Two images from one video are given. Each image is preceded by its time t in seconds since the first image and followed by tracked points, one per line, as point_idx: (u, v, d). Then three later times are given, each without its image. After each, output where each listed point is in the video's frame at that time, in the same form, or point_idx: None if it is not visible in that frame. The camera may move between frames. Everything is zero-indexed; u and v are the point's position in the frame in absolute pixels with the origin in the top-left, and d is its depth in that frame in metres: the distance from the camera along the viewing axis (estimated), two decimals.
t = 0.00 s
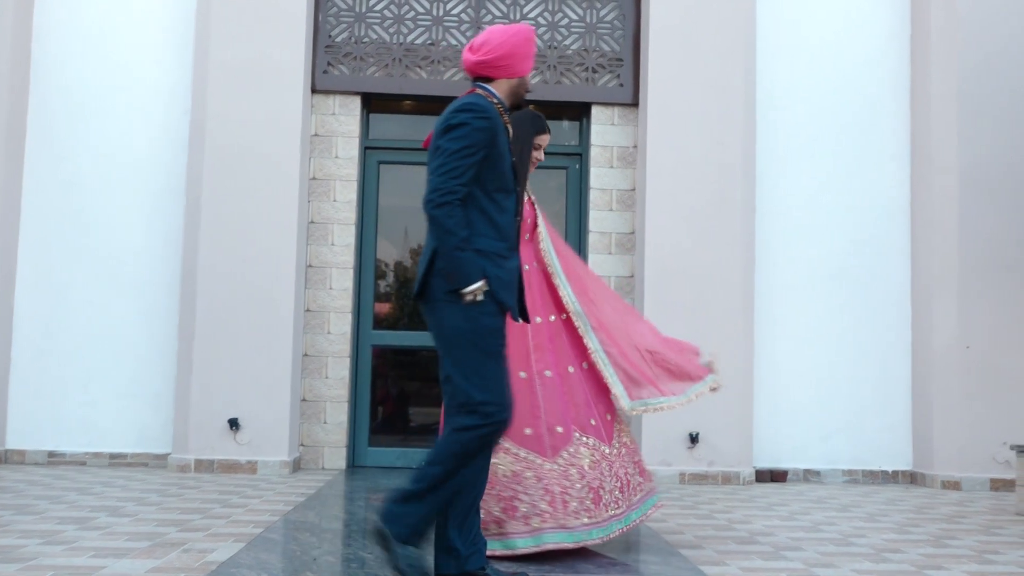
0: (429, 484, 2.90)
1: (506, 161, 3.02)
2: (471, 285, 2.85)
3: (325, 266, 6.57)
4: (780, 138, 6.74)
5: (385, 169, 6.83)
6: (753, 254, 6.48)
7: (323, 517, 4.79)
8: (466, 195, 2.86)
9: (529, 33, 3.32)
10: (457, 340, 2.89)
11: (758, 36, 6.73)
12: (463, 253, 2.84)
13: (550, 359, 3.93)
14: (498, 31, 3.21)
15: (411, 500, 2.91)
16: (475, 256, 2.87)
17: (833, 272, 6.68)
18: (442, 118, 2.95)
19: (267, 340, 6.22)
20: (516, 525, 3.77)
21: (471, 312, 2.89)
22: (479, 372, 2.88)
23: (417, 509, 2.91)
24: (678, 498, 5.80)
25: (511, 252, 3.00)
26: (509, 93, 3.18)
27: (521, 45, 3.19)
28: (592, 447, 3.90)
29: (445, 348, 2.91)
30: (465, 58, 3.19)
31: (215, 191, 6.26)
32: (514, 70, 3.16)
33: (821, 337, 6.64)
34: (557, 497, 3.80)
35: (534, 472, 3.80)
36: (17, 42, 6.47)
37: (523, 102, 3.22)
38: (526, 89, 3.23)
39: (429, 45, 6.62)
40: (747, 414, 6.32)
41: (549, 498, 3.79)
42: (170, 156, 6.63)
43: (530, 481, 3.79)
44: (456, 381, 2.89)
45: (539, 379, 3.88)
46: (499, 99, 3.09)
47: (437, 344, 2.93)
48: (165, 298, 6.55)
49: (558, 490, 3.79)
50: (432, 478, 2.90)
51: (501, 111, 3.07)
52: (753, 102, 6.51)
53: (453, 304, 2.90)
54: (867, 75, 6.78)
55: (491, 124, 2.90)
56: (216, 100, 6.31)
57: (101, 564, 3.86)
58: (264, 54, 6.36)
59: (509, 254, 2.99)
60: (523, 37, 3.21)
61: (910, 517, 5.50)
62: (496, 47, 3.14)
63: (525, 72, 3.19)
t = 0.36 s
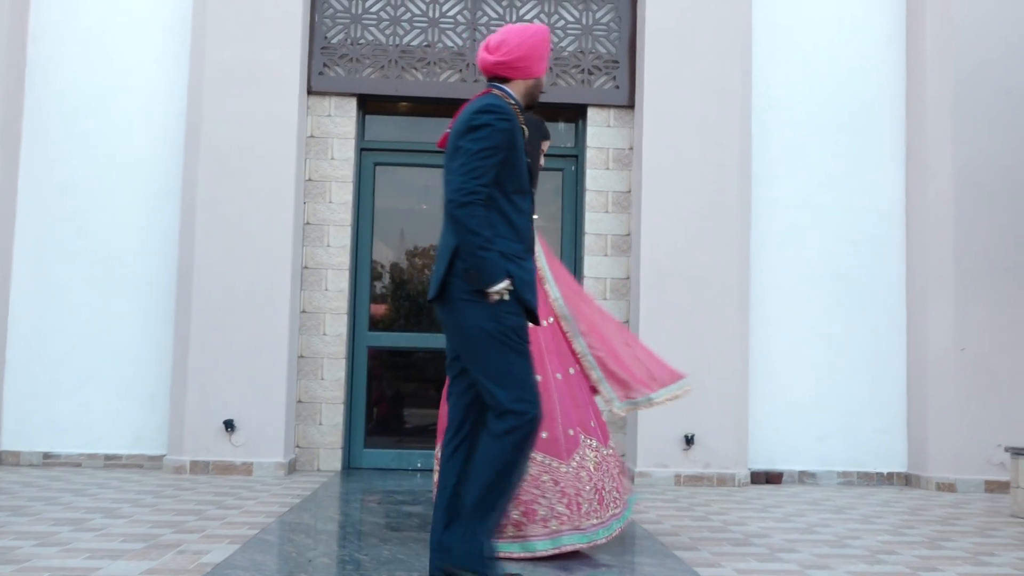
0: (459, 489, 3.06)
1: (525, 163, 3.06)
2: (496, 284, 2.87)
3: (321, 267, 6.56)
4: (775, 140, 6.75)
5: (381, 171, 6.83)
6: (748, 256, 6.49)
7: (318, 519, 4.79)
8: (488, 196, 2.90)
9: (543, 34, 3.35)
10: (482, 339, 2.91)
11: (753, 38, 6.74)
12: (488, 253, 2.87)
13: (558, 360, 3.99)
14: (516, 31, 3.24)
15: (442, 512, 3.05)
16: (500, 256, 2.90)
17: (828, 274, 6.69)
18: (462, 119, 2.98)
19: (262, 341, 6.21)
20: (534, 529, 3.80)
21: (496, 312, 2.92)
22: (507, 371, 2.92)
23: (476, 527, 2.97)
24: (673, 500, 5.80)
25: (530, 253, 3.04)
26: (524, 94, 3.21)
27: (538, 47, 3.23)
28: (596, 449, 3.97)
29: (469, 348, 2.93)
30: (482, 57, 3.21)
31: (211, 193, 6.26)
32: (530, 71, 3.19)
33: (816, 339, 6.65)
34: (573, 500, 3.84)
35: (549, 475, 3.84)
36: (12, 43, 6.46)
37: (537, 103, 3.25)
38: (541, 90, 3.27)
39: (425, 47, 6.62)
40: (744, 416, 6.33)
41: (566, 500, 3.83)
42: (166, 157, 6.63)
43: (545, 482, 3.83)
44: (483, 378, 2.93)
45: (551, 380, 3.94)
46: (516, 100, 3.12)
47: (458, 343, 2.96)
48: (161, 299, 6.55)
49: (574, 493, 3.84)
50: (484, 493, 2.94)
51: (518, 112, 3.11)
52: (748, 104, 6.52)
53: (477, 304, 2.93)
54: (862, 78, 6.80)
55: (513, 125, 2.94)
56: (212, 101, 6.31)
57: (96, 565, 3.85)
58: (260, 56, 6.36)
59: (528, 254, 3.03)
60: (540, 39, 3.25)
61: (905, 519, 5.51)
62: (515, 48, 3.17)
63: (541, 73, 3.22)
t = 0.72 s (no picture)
0: (460, 491, 3.12)
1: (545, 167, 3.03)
2: (518, 291, 2.86)
3: (317, 268, 6.56)
4: (771, 141, 6.76)
5: (377, 172, 6.83)
6: (744, 258, 6.50)
7: (313, 520, 4.79)
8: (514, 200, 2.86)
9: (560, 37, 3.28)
10: (502, 344, 2.90)
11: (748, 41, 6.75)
12: (513, 258, 2.84)
13: (559, 362, 4.16)
14: (537, 35, 3.16)
15: (444, 513, 3.13)
16: (524, 261, 2.88)
17: (824, 276, 6.70)
18: (487, 121, 2.93)
19: (258, 342, 6.21)
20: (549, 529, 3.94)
21: (516, 317, 2.91)
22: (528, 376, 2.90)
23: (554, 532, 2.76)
24: (669, 501, 5.81)
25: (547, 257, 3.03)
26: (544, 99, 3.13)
27: (558, 52, 3.15)
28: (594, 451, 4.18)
29: (487, 352, 2.92)
30: (501, 61, 3.13)
31: (206, 194, 6.26)
32: (551, 76, 3.11)
33: (812, 341, 6.66)
34: (581, 500, 4.05)
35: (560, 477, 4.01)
36: (8, 44, 6.45)
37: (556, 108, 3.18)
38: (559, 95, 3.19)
39: (421, 48, 6.62)
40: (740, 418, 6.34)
41: (576, 501, 4.03)
42: (162, 159, 6.63)
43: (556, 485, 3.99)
44: (501, 383, 2.91)
45: (553, 382, 4.16)
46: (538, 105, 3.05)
47: (478, 346, 2.95)
48: (157, 300, 6.55)
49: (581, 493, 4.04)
50: (543, 497, 2.79)
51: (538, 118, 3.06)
52: (744, 106, 6.53)
53: (498, 308, 2.91)
54: (858, 80, 6.81)
55: (538, 131, 2.91)
56: (208, 102, 6.31)
57: (91, 566, 3.85)
58: (255, 57, 6.36)
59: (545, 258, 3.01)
60: (560, 43, 3.17)
61: (900, 520, 5.51)
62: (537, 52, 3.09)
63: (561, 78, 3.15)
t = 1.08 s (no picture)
0: (467, 491, 3.10)
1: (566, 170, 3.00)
2: (545, 295, 2.86)
3: (313, 269, 6.56)
4: (767, 143, 6.76)
5: (373, 173, 6.83)
6: (740, 259, 6.51)
7: (309, 521, 4.79)
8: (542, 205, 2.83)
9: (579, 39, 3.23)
10: (528, 349, 2.88)
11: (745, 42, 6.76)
12: (540, 264, 2.83)
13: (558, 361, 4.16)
14: (560, 38, 3.12)
15: (447, 514, 3.10)
16: (549, 266, 2.87)
17: (820, 278, 6.70)
18: (514, 124, 2.88)
19: (254, 343, 6.21)
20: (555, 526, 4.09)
21: (540, 321, 2.90)
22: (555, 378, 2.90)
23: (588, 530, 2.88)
24: (665, 503, 5.81)
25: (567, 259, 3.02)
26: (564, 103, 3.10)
27: (580, 56, 3.11)
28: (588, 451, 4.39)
29: (512, 357, 2.90)
30: (524, 63, 3.08)
31: (202, 194, 6.25)
32: (573, 80, 3.08)
33: (808, 342, 6.66)
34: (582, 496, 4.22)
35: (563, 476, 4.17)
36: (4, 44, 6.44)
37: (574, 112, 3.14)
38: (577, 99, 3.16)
39: (418, 49, 6.63)
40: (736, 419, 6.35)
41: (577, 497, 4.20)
42: (158, 159, 6.62)
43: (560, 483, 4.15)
44: (526, 387, 2.90)
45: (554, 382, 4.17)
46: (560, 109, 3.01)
47: (500, 350, 2.92)
48: (152, 300, 6.54)
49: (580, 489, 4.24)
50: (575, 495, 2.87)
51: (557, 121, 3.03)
52: (740, 107, 6.53)
53: (522, 312, 2.89)
54: (854, 81, 6.82)
55: (564, 136, 2.88)
56: (204, 103, 6.30)
57: (85, 568, 3.85)
58: (251, 58, 6.35)
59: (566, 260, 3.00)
60: (581, 47, 3.13)
61: (895, 522, 5.52)
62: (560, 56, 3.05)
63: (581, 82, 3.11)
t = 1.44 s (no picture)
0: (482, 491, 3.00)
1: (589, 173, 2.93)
2: (576, 298, 2.78)
3: (308, 269, 6.55)
4: (763, 144, 6.77)
5: (369, 174, 6.83)
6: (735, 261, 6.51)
7: (304, 522, 4.78)
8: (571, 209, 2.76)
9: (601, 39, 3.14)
10: (558, 353, 2.79)
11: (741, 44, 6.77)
12: (572, 267, 2.75)
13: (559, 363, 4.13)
14: (587, 39, 3.02)
15: (459, 513, 3.00)
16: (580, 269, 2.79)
17: (815, 279, 6.71)
18: (541, 128, 2.79)
19: (250, 344, 6.20)
20: (560, 523, 4.10)
21: (571, 325, 2.81)
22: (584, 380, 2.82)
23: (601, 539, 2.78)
24: (660, 504, 5.82)
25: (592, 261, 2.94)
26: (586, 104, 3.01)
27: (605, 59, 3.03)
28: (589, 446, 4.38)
29: (542, 360, 2.81)
30: (547, 62, 2.98)
31: (197, 194, 6.25)
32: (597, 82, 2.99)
33: (803, 343, 6.67)
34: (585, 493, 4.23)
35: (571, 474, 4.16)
36: None
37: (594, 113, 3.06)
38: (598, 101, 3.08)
39: (414, 50, 6.63)
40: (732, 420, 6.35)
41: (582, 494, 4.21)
42: (153, 159, 6.62)
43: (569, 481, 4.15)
44: (554, 390, 2.81)
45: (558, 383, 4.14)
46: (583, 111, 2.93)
47: (528, 354, 2.83)
48: (148, 301, 6.53)
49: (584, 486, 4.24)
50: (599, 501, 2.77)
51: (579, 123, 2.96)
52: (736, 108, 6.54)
53: (552, 316, 2.81)
54: (850, 83, 6.83)
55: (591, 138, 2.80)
56: (200, 103, 6.30)
57: (79, 568, 3.84)
58: (246, 59, 6.35)
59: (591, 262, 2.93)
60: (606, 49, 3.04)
61: (891, 523, 5.52)
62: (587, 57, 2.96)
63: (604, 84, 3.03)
